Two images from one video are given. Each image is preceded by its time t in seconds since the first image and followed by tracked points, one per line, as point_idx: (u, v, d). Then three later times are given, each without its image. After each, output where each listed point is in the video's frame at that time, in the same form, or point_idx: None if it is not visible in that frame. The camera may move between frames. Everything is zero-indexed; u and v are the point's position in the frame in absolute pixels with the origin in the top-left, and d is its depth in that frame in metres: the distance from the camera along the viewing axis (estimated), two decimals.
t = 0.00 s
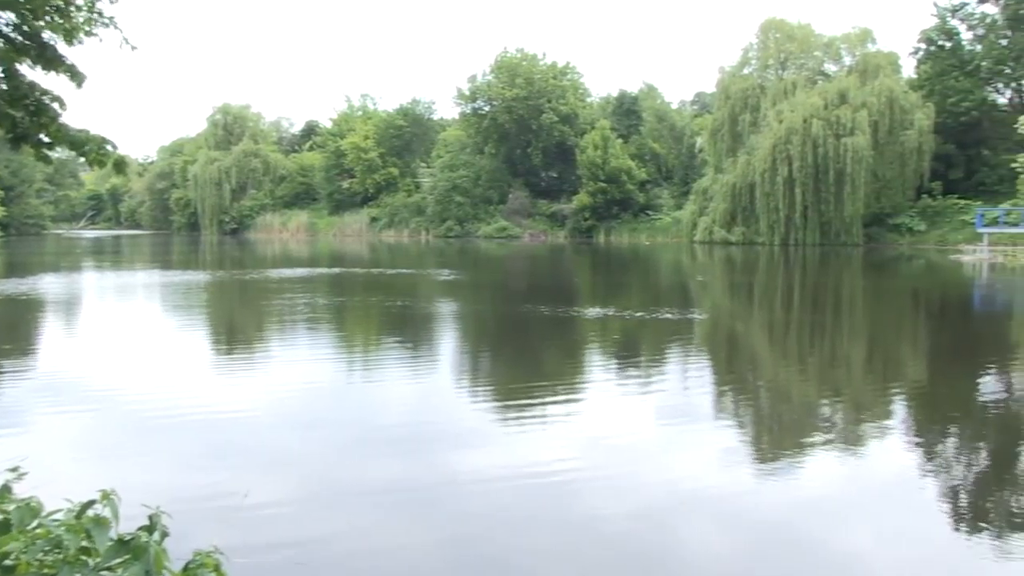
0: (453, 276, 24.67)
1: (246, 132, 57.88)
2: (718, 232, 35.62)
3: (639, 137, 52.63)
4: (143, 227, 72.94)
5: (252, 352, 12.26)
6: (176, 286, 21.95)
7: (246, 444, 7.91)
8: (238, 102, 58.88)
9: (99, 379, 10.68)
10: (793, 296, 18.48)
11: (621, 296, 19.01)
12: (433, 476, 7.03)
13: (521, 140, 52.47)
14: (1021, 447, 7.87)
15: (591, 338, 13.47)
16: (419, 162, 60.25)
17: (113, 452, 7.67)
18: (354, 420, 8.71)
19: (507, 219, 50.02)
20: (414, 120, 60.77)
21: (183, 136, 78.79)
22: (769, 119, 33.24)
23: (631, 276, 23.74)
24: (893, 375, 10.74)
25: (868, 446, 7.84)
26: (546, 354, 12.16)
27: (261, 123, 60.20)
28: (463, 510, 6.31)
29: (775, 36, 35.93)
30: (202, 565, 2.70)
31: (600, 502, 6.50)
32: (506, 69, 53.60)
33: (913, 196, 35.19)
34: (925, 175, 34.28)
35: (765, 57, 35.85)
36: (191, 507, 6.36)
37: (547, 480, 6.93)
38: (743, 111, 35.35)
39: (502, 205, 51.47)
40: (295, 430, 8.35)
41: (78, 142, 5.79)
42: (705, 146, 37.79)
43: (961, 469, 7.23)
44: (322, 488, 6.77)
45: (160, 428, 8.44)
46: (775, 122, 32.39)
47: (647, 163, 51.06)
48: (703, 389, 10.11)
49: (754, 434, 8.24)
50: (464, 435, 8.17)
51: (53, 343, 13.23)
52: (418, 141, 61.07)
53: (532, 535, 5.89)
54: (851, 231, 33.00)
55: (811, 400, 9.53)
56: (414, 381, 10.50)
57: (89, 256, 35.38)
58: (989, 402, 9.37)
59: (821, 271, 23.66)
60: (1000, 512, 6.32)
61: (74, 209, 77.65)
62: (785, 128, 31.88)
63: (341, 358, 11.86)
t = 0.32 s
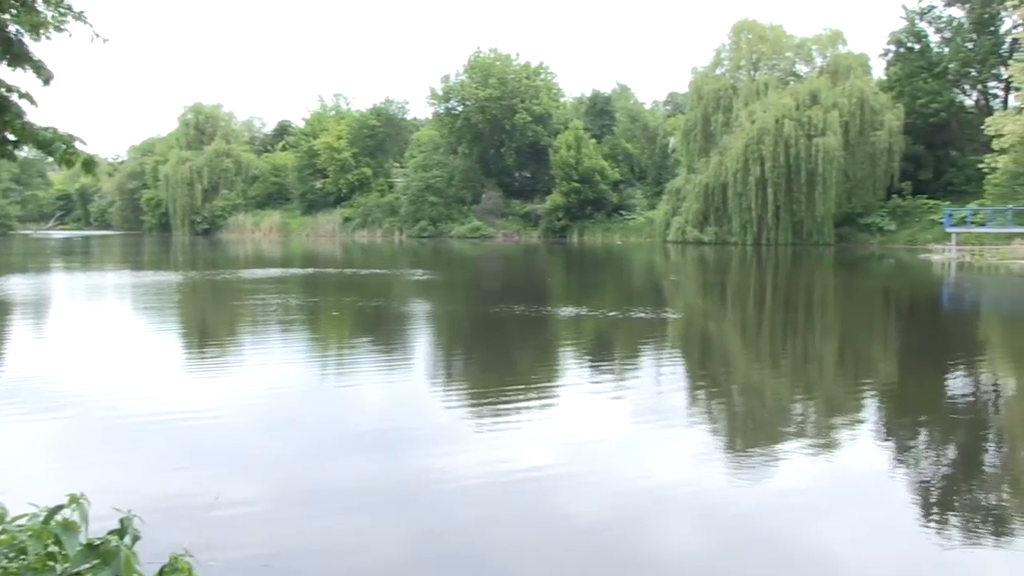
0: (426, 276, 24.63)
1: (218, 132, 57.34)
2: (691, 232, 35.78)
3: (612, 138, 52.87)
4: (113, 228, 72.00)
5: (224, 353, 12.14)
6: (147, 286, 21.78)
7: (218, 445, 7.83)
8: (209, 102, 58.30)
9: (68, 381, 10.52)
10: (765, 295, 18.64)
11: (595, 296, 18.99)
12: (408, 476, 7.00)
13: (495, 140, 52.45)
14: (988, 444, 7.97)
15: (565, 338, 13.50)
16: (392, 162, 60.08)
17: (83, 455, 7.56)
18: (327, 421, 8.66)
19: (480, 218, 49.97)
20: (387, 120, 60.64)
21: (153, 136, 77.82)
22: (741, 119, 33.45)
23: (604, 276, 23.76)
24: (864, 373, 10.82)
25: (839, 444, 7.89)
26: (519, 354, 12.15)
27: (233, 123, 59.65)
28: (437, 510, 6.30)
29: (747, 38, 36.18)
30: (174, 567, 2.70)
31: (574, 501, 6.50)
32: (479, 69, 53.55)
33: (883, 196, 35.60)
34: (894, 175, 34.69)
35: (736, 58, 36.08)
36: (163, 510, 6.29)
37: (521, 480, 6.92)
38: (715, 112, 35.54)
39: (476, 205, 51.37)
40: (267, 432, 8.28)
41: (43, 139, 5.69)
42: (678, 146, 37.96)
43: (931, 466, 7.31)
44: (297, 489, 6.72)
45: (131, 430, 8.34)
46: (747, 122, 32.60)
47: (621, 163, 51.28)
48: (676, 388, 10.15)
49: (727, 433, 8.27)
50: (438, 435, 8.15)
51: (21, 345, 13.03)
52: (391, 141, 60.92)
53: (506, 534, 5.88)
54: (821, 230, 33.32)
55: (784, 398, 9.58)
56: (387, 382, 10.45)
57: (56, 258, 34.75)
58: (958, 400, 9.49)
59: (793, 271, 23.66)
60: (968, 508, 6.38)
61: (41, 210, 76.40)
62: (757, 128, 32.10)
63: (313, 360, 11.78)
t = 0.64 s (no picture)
0: (402, 276, 24.58)
1: (192, 131, 56.84)
2: (667, 232, 35.88)
3: (587, 138, 53.03)
4: (85, 228, 71.11)
5: (199, 355, 12.03)
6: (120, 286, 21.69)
7: (194, 448, 7.75)
8: (183, 101, 57.74)
9: (40, 384, 10.38)
10: (741, 294, 18.78)
11: (571, 296, 19.01)
12: (384, 476, 6.98)
13: (471, 140, 52.42)
14: (959, 440, 8.06)
15: (542, 338, 13.51)
16: (368, 162, 59.89)
17: (54, 458, 7.46)
18: (303, 422, 8.60)
19: (456, 219, 49.87)
20: (363, 120, 60.44)
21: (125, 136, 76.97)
22: (716, 119, 33.61)
23: (581, 276, 23.76)
24: (838, 372, 10.91)
25: (814, 442, 7.96)
26: (495, 354, 12.15)
27: (207, 122, 59.11)
28: (414, 510, 6.26)
29: (721, 38, 36.41)
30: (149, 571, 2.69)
31: (550, 501, 6.49)
32: (455, 69, 53.48)
33: (856, 196, 35.96)
34: (868, 175, 35.02)
35: (711, 59, 36.27)
36: (138, 513, 6.22)
37: (498, 480, 6.91)
38: (691, 112, 35.68)
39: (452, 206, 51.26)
40: (243, 434, 8.22)
41: (10, 139, 5.50)
42: (653, 146, 38.08)
43: (903, 463, 7.38)
44: (274, 491, 6.68)
45: (104, 433, 8.26)
46: (722, 122, 32.77)
47: (596, 163, 51.42)
48: (652, 387, 10.20)
49: (704, 432, 8.31)
50: (414, 435, 8.12)
51: None
52: (366, 141, 60.74)
53: (482, 535, 5.86)
54: (795, 229, 33.62)
55: (759, 397, 9.63)
56: (365, 382, 10.40)
57: (26, 258, 34.21)
58: (931, 397, 9.61)
59: (768, 271, 23.68)
60: (939, 503, 6.46)
61: (11, 210, 75.32)
62: (732, 128, 32.29)
63: (289, 360, 11.70)
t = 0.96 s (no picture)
0: (379, 276, 24.52)
1: (166, 131, 56.29)
2: (644, 232, 35.96)
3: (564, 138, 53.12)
4: (59, 228, 70.22)
5: (174, 356, 11.90)
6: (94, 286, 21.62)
7: (169, 450, 7.67)
8: (157, 100, 57.20)
9: (11, 386, 10.22)
10: (717, 294, 18.86)
11: (547, 296, 19.00)
12: (362, 477, 6.93)
13: (447, 140, 52.33)
14: (932, 438, 8.14)
15: (519, 338, 13.50)
16: (344, 162, 59.63)
17: (26, 461, 7.35)
18: (279, 423, 8.54)
19: (432, 219, 49.72)
20: (338, 120, 60.15)
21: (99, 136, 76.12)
22: (693, 120, 33.74)
23: (560, 276, 23.74)
24: (814, 370, 10.98)
25: (790, 440, 8.01)
26: (472, 354, 12.12)
27: (182, 122, 58.56)
28: (392, 511, 6.22)
29: (697, 39, 36.58)
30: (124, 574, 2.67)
31: (528, 500, 6.47)
32: (431, 69, 53.38)
33: (831, 196, 36.27)
34: (843, 175, 35.31)
35: (687, 60, 36.42)
36: (114, 516, 6.14)
37: (475, 480, 6.89)
38: (667, 112, 35.78)
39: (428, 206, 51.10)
40: (218, 435, 8.13)
41: None
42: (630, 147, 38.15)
43: (877, 460, 7.44)
44: (250, 493, 6.60)
45: (77, 435, 8.14)
46: (699, 122, 32.90)
47: (573, 163, 51.48)
48: (628, 387, 10.22)
49: (681, 431, 8.34)
50: (392, 436, 8.08)
51: None
52: (343, 141, 60.47)
53: (460, 535, 5.84)
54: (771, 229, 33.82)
55: (735, 396, 9.66)
56: (341, 383, 10.34)
57: None
58: (905, 396, 9.71)
59: (743, 271, 23.71)
60: (913, 500, 6.52)
61: None
62: (708, 128, 32.42)
63: (265, 361, 11.60)
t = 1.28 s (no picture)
0: (359, 276, 24.45)
1: (145, 130, 55.81)
2: (625, 231, 35.99)
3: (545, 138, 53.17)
4: (37, 228, 69.51)
5: (152, 357, 11.78)
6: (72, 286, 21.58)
7: (147, 453, 7.57)
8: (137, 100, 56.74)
9: None
10: (698, 293, 18.92)
11: (529, 296, 18.98)
12: (344, 480, 6.86)
13: (428, 140, 52.22)
14: (912, 436, 8.18)
15: (500, 338, 13.46)
16: (325, 163, 59.39)
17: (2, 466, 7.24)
18: (259, 425, 8.46)
19: (413, 219, 49.56)
20: (319, 120, 59.86)
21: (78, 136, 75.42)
22: (673, 120, 33.84)
23: (542, 276, 23.69)
24: (795, 369, 11.02)
25: (772, 440, 8.01)
26: (453, 355, 12.07)
27: (162, 121, 58.09)
28: (374, 513, 6.17)
29: (678, 39, 36.71)
30: None
31: (511, 501, 6.44)
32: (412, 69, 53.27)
33: (810, 196, 36.49)
34: (822, 175, 35.50)
35: (669, 60, 36.53)
36: (92, 519, 6.06)
37: (458, 482, 6.84)
38: (648, 112, 35.85)
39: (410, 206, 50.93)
40: (199, 438, 8.05)
41: None
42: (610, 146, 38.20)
43: (856, 459, 7.46)
44: (230, 495, 6.53)
45: (53, 439, 8.02)
46: (680, 122, 33.00)
47: (554, 163, 51.49)
48: (610, 387, 10.21)
49: (662, 431, 8.32)
50: (373, 437, 8.02)
51: None
52: (324, 141, 60.22)
53: (442, 536, 5.79)
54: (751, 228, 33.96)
55: (717, 396, 9.66)
56: (323, 384, 10.27)
57: None
58: (885, 394, 9.75)
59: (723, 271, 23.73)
60: (892, 498, 6.54)
61: None
62: (689, 129, 32.53)
63: (245, 363, 11.50)
